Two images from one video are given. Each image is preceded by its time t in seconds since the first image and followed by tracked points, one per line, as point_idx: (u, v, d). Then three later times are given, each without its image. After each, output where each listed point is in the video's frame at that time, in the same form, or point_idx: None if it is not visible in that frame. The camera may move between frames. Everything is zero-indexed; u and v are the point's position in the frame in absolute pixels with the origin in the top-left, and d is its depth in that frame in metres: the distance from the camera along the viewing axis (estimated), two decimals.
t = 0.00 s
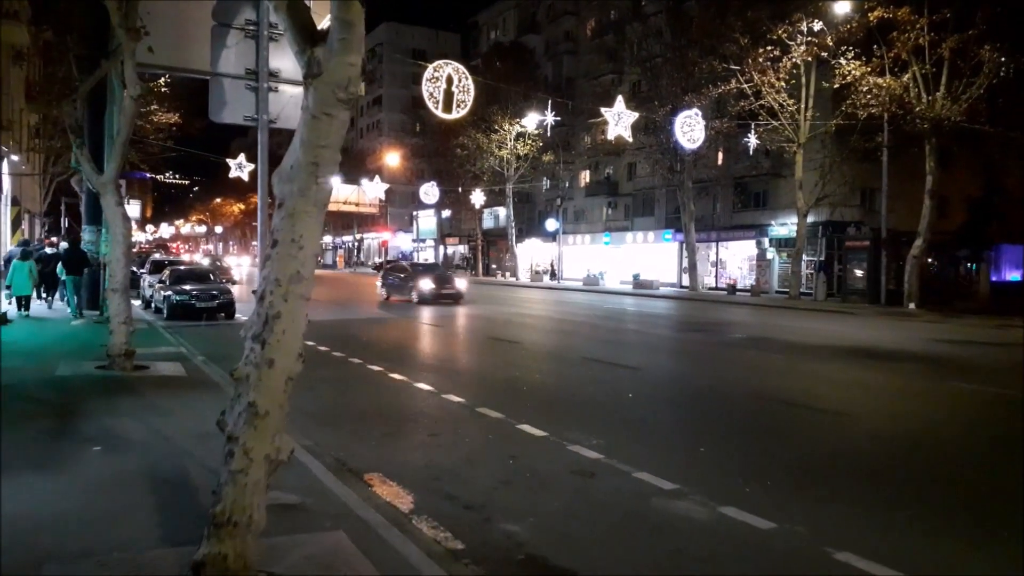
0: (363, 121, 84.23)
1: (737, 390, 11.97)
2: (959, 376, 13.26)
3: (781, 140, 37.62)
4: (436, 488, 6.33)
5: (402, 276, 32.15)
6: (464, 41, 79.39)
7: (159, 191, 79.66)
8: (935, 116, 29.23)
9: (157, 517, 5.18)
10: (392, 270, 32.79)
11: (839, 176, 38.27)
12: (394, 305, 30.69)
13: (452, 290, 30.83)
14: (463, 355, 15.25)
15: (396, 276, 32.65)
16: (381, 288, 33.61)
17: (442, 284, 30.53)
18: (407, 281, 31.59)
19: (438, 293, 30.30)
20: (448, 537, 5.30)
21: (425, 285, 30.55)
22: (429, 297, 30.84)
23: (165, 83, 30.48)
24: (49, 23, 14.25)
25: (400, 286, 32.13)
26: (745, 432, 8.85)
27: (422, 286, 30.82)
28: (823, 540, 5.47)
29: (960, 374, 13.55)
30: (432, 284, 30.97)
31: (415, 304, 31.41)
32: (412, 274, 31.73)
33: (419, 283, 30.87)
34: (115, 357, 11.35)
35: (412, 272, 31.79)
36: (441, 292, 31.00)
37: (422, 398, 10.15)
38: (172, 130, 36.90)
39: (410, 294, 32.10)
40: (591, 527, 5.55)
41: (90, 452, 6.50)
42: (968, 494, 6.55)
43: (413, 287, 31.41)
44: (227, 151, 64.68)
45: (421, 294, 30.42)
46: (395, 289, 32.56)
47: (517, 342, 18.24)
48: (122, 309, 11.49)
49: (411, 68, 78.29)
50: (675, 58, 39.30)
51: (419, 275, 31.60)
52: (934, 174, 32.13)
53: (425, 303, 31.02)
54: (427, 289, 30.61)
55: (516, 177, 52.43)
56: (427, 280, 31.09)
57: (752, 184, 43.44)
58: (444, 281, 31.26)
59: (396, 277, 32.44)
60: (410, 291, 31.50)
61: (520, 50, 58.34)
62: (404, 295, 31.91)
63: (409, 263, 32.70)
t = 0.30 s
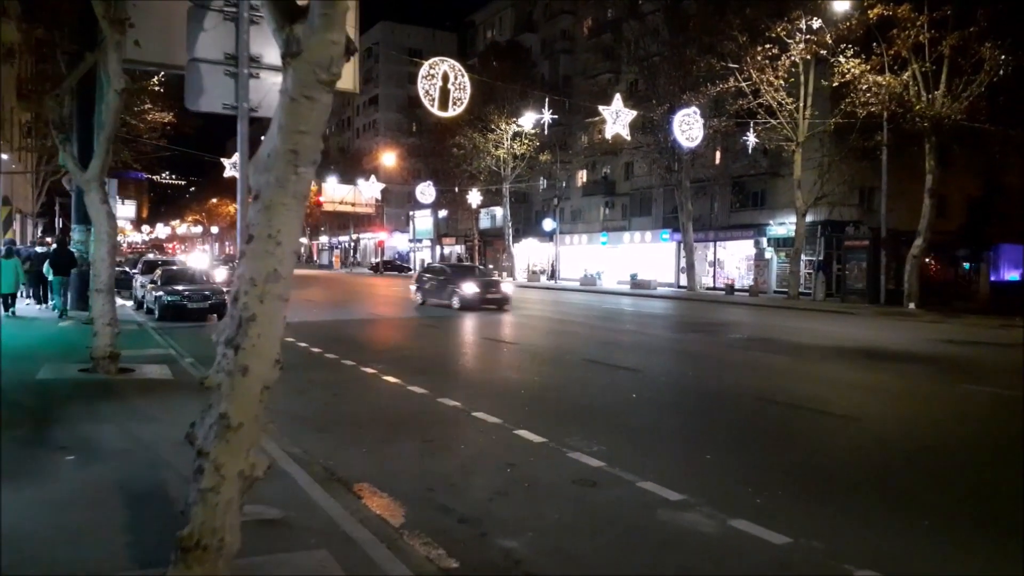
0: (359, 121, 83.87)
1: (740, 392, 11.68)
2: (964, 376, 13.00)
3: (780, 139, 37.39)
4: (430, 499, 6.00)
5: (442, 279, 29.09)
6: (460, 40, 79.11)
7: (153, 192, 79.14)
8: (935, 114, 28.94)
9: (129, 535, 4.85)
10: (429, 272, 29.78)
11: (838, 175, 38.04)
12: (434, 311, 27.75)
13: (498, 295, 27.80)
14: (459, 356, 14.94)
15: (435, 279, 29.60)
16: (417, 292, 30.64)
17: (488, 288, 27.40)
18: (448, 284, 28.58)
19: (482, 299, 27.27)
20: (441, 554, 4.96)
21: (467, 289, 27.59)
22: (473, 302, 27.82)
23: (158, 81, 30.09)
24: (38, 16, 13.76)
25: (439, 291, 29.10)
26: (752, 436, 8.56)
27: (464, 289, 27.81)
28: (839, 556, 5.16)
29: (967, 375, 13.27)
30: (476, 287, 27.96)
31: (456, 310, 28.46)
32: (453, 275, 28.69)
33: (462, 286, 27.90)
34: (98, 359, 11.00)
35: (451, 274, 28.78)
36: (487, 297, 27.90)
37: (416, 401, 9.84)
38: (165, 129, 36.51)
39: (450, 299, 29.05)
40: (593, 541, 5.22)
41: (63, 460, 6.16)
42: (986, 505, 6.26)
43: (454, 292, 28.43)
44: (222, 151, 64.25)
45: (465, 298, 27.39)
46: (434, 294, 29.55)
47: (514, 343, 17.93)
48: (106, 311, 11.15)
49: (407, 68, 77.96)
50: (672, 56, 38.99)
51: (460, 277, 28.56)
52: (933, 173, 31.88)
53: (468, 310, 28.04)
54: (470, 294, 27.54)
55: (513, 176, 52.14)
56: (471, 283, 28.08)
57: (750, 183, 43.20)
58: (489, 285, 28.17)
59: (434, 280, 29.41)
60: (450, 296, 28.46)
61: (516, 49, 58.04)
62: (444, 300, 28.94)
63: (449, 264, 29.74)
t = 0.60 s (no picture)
0: (355, 120, 83.38)
1: (742, 397, 11.37)
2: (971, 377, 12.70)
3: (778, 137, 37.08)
4: (420, 517, 5.66)
5: (493, 283, 25.92)
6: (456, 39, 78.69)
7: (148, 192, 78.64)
8: (935, 111, 28.62)
9: (93, 561, 4.51)
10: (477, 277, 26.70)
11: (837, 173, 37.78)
12: (483, 319, 24.84)
13: (556, 301, 24.76)
14: (454, 359, 14.61)
15: (482, 283, 26.53)
16: (458, 297, 27.45)
17: (546, 294, 24.38)
18: (501, 289, 25.52)
19: (540, 306, 24.32)
20: None
21: (524, 294, 24.54)
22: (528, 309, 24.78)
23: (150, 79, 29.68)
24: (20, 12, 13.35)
25: (487, 296, 26.08)
26: (756, 444, 8.27)
27: (520, 295, 24.78)
28: None
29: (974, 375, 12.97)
30: (531, 292, 24.95)
31: (507, 317, 25.46)
32: (502, 279, 25.62)
33: (517, 291, 24.84)
34: (80, 364, 10.62)
35: (502, 278, 25.78)
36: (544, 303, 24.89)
37: (408, 407, 9.51)
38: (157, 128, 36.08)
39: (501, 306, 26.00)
40: (593, 563, 4.89)
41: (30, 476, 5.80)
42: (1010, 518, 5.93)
43: (506, 297, 25.30)
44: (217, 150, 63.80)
45: (521, 304, 24.32)
46: (481, 299, 26.29)
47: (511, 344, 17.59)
48: (88, 314, 10.77)
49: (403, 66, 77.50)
50: (670, 53, 38.63)
51: (511, 281, 25.55)
52: (933, 172, 31.58)
53: (523, 317, 25.02)
54: (526, 300, 24.52)
55: (509, 175, 51.86)
56: (527, 288, 25.02)
57: (748, 182, 42.89)
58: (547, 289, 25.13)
59: (480, 286, 26.34)
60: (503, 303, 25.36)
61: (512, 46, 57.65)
62: (493, 307, 25.94)
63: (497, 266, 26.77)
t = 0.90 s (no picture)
0: (349, 121, 83.00)
1: (741, 397, 11.12)
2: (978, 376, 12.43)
3: (774, 137, 36.88)
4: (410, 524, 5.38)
5: (558, 290, 22.35)
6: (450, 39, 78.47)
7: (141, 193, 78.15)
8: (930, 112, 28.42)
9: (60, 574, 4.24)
10: (539, 282, 23.15)
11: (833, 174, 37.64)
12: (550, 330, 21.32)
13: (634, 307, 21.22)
14: (447, 359, 14.33)
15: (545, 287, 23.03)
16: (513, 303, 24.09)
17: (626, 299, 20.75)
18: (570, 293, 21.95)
19: (613, 318, 20.73)
20: None
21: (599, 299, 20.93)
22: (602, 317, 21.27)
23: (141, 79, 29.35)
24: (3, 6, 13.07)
25: (551, 304, 22.54)
26: (757, 444, 8.04)
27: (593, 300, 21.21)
28: None
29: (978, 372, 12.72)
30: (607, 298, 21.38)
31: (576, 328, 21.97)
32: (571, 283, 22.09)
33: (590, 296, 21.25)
34: (62, 365, 10.30)
35: (567, 284, 22.19)
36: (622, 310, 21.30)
37: (399, 407, 9.29)
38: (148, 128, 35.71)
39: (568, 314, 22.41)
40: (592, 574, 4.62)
41: None
42: None
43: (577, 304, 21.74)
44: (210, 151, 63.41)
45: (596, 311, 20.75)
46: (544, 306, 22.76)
47: (507, 344, 17.32)
48: (72, 313, 10.51)
49: (398, 67, 77.19)
50: (665, 53, 38.36)
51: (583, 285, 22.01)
52: (929, 172, 31.39)
53: (597, 328, 21.41)
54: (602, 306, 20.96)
55: (504, 176, 51.75)
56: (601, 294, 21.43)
57: (743, 182, 42.68)
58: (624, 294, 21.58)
59: (541, 294, 22.78)
60: (571, 313, 21.82)
61: (506, 47, 57.43)
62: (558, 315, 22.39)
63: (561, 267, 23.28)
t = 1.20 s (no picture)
0: (339, 118, 82.29)
1: (735, 400, 10.85)
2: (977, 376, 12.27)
3: (768, 134, 36.71)
4: (399, 548, 4.98)
5: (652, 301, 19.31)
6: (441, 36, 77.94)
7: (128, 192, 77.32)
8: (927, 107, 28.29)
9: None
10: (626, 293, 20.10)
11: (827, 172, 37.70)
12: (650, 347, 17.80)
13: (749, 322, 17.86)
14: (438, 362, 13.93)
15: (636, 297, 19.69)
16: (589, 317, 21.05)
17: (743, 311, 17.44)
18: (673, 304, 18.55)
19: (723, 332, 17.66)
20: None
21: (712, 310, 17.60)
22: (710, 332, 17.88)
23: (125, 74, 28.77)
24: None
25: (641, 319, 19.50)
26: (755, 452, 7.75)
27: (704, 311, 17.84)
28: None
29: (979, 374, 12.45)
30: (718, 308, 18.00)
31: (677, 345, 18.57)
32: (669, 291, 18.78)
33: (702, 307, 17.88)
34: (32, 371, 9.75)
35: (661, 295, 19.18)
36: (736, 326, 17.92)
37: (386, 413, 8.94)
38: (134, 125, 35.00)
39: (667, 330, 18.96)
40: None
41: None
42: None
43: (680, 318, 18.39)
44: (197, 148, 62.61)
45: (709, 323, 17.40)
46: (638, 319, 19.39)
47: (499, 347, 16.95)
48: (41, 316, 10.09)
49: (387, 63, 76.53)
50: (658, 49, 38.02)
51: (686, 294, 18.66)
52: (927, 169, 31.22)
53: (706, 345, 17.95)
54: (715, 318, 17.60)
55: (495, 173, 51.53)
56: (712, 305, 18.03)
57: (737, 180, 42.46)
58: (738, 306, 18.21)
59: (631, 307, 19.72)
60: (671, 327, 18.72)
61: (497, 43, 56.99)
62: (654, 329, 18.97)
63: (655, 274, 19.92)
